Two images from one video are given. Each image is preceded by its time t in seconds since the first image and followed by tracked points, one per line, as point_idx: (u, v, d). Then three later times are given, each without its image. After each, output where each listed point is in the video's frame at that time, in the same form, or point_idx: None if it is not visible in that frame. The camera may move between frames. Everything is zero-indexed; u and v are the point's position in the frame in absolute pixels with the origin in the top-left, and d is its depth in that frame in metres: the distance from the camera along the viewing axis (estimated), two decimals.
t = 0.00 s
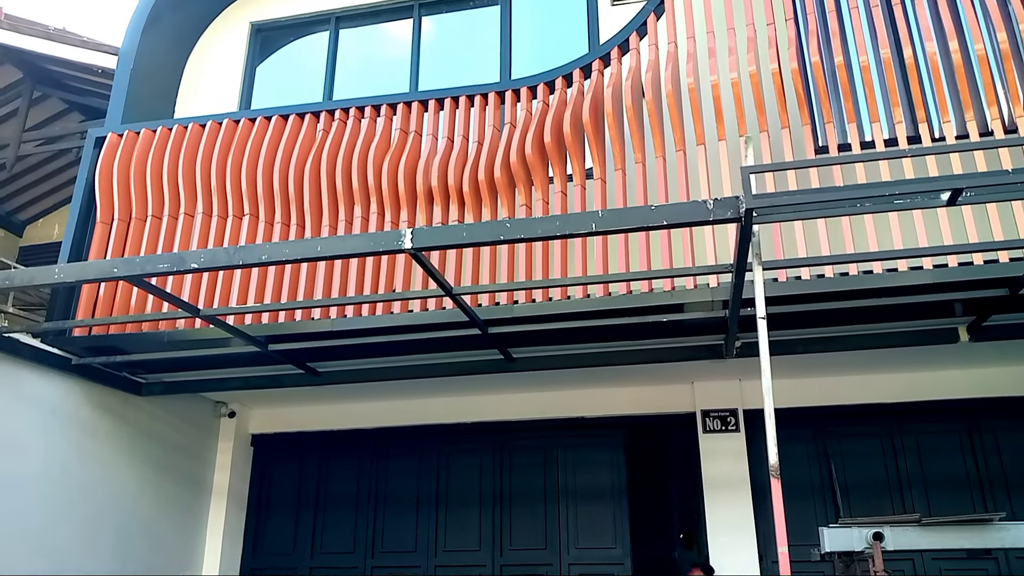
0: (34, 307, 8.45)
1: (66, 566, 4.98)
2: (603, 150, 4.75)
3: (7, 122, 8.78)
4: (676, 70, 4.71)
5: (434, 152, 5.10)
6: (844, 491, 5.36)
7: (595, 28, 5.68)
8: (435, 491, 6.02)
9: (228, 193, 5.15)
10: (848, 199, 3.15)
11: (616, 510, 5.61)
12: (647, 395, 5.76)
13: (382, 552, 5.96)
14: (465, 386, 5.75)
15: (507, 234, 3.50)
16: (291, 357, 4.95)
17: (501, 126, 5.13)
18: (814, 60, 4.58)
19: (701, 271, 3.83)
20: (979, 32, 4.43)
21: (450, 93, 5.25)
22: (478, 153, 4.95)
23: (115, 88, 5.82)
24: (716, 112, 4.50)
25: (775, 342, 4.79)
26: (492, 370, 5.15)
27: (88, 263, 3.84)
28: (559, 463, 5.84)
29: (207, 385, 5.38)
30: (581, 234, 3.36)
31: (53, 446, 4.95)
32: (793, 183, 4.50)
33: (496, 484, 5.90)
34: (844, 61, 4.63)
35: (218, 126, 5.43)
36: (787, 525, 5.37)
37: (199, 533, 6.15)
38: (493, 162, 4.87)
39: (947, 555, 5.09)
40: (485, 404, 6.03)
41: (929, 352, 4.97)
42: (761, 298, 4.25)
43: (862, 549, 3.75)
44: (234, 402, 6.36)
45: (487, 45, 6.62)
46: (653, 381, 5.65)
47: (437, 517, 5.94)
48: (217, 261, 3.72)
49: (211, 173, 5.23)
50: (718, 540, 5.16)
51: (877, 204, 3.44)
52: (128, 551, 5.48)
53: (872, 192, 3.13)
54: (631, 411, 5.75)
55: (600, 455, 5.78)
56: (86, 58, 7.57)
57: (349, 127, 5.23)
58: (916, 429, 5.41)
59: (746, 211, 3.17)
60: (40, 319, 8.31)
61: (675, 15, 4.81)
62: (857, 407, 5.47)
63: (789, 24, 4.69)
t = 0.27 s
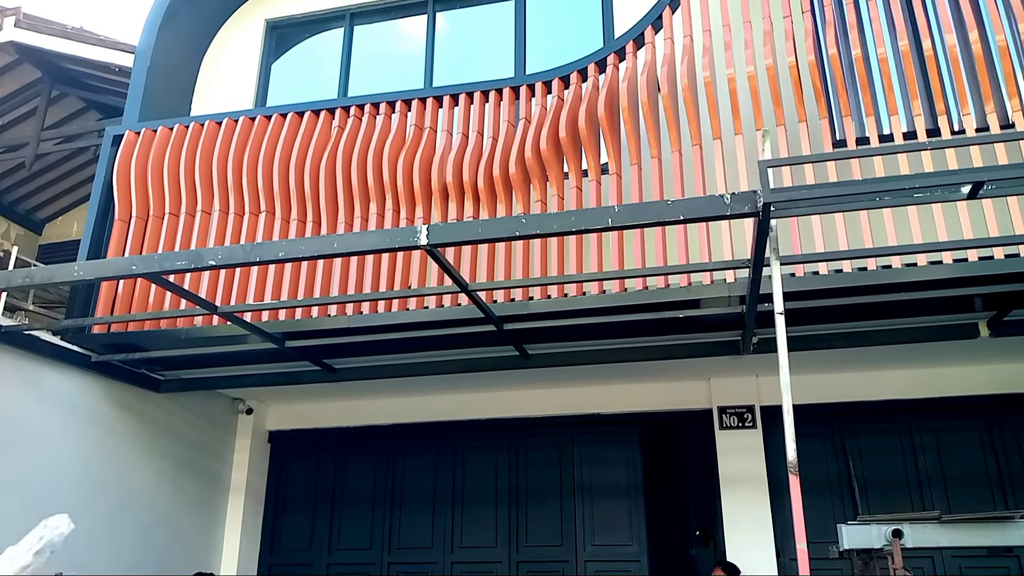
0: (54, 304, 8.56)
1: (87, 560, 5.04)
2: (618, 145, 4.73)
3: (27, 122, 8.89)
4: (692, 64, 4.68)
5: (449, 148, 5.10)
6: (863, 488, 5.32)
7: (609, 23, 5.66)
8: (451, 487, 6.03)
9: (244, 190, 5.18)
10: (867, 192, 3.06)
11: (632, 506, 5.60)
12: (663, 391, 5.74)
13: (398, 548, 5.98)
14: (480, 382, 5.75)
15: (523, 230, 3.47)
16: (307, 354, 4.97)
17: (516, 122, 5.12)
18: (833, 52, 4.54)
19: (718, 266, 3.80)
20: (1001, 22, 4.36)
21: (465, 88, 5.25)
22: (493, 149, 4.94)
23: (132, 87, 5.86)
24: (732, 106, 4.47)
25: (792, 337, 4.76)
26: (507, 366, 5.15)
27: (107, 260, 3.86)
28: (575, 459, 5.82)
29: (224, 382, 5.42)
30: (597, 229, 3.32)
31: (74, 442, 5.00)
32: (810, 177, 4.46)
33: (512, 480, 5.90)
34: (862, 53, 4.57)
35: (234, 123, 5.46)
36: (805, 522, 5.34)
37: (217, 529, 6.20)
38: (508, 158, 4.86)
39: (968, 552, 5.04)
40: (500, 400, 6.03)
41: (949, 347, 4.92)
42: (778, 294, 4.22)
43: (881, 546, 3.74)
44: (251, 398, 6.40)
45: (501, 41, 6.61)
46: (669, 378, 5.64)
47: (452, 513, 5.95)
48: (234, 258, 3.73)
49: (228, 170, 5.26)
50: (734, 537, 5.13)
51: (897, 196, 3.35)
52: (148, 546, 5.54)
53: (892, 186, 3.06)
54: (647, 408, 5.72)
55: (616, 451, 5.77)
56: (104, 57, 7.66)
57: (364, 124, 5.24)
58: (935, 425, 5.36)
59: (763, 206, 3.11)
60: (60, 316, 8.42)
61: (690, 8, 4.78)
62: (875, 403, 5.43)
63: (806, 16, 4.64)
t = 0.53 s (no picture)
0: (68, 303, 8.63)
1: (100, 556, 5.07)
2: (629, 143, 4.73)
3: (40, 122, 8.98)
4: (703, 62, 4.67)
5: (460, 147, 5.11)
6: (875, 486, 5.30)
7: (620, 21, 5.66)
8: (462, 485, 6.05)
9: (256, 189, 5.20)
10: (880, 189, 3.03)
11: (643, 504, 5.60)
12: (674, 390, 5.74)
13: (409, 545, 6.00)
14: (491, 380, 5.77)
15: (534, 228, 3.47)
16: (319, 352, 4.99)
17: (527, 121, 5.13)
18: (845, 50, 4.54)
19: (730, 264, 3.79)
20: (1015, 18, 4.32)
21: (476, 87, 5.26)
22: (504, 148, 4.95)
23: (146, 87, 5.91)
24: (743, 104, 4.46)
25: (804, 335, 4.75)
26: (518, 364, 5.15)
27: (121, 259, 3.88)
28: (586, 458, 5.83)
29: (237, 380, 5.45)
30: (609, 227, 3.31)
31: (88, 439, 5.04)
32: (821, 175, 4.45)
33: (523, 478, 5.92)
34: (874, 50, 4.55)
35: (246, 123, 5.49)
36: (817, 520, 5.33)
37: (229, 526, 6.23)
38: (519, 156, 4.86)
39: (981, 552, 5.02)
40: (511, 398, 6.04)
41: (962, 345, 4.90)
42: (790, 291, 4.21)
43: (893, 544, 3.72)
44: (263, 396, 6.44)
45: (512, 40, 6.62)
46: (680, 376, 5.64)
47: (463, 511, 5.97)
48: (247, 257, 3.74)
49: (241, 170, 5.29)
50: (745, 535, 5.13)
51: (910, 194, 3.32)
52: (160, 543, 5.57)
53: (905, 182, 3.03)
54: (658, 406, 5.73)
55: (627, 450, 5.78)
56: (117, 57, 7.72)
57: (376, 123, 5.26)
58: (948, 424, 5.33)
59: (776, 203, 3.08)
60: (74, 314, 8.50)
61: (701, 6, 4.78)
62: (887, 402, 5.41)
63: (818, 14, 4.63)
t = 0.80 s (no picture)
0: (72, 297, 8.65)
1: (101, 550, 5.07)
2: (634, 142, 4.72)
3: (45, 116, 8.99)
4: (710, 62, 4.66)
5: (465, 145, 5.10)
6: (877, 489, 5.29)
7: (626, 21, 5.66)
8: (463, 483, 6.05)
9: (261, 185, 5.20)
10: (888, 191, 3.01)
11: (644, 505, 5.59)
12: (676, 391, 5.73)
13: (410, 543, 6.00)
14: (493, 379, 5.76)
15: (539, 227, 3.45)
16: (322, 349, 4.98)
17: (532, 119, 5.12)
18: (852, 51, 4.55)
19: (735, 265, 3.77)
20: None
21: (481, 86, 5.26)
22: (509, 146, 4.94)
23: (151, 82, 5.92)
24: (750, 105, 4.44)
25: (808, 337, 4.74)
26: (521, 363, 5.15)
27: (126, 253, 3.88)
28: (587, 458, 5.83)
29: (240, 375, 5.45)
30: (614, 226, 3.30)
31: (90, 432, 5.04)
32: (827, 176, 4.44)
33: (524, 477, 5.92)
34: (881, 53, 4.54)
35: (252, 119, 5.49)
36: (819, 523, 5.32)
37: (229, 522, 6.23)
38: (524, 155, 4.86)
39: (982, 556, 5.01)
40: (513, 397, 6.04)
41: (966, 349, 4.89)
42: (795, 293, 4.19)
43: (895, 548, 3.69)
44: (265, 392, 6.44)
45: (518, 38, 6.62)
46: (683, 377, 5.63)
47: (464, 509, 5.97)
48: (252, 252, 3.74)
49: (246, 165, 5.29)
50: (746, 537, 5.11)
51: (917, 196, 3.31)
52: (161, 537, 5.58)
53: (912, 186, 3.01)
54: (660, 406, 5.72)
55: (629, 450, 5.77)
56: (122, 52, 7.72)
57: (382, 121, 5.26)
58: (951, 428, 5.32)
59: (783, 204, 3.06)
60: (77, 308, 8.51)
61: (708, 7, 4.77)
62: (891, 405, 5.39)
63: (825, 15, 4.62)
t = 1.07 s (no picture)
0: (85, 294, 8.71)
1: (114, 545, 5.11)
2: (646, 142, 4.70)
3: (59, 114, 9.06)
4: (723, 62, 4.64)
5: (476, 144, 5.10)
6: (888, 492, 5.27)
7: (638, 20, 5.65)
8: (472, 482, 6.06)
9: (272, 183, 5.22)
10: (902, 193, 2.97)
11: (654, 506, 5.59)
12: (686, 391, 5.72)
13: (418, 542, 6.01)
14: (503, 378, 5.77)
15: (551, 226, 3.44)
16: (333, 348, 4.99)
17: (544, 119, 5.12)
18: (864, 52, 4.50)
19: (747, 266, 3.76)
20: None
21: (493, 85, 5.26)
22: (520, 146, 4.94)
23: (165, 80, 5.95)
24: (763, 105, 4.42)
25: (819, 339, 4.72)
26: (531, 363, 5.15)
27: (139, 251, 3.86)
28: (597, 458, 5.83)
29: (250, 373, 5.48)
30: (626, 226, 3.28)
31: (103, 428, 5.08)
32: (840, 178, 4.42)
33: (533, 477, 5.92)
34: (896, 53, 4.51)
35: (264, 118, 5.51)
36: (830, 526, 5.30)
37: (240, 519, 6.25)
38: (535, 154, 4.86)
39: (994, 560, 4.97)
40: (523, 397, 6.04)
41: (979, 352, 4.86)
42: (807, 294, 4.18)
43: (907, 551, 3.67)
44: (276, 390, 6.47)
45: (530, 38, 6.62)
46: (693, 377, 5.62)
47: (473, 508, 5.97)
48: (264, 250, 3.74)
49: (258, 164, 5.31)
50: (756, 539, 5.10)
51: (931, 198, 3.23)
52: (173, 533, 5.61)
53: (926, 187, 2.98)
54: (670, 407, 5.71)
55: (638, 450, 5.76)
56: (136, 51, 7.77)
57: (393, 120, 5.27)
58: (963, 431, 5.29)
59: (795, 205, 3.04)
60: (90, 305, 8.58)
61: (721, 6, 4.75)
62: (902, 407, 5.37)
63: (839, 15, 4.59)
